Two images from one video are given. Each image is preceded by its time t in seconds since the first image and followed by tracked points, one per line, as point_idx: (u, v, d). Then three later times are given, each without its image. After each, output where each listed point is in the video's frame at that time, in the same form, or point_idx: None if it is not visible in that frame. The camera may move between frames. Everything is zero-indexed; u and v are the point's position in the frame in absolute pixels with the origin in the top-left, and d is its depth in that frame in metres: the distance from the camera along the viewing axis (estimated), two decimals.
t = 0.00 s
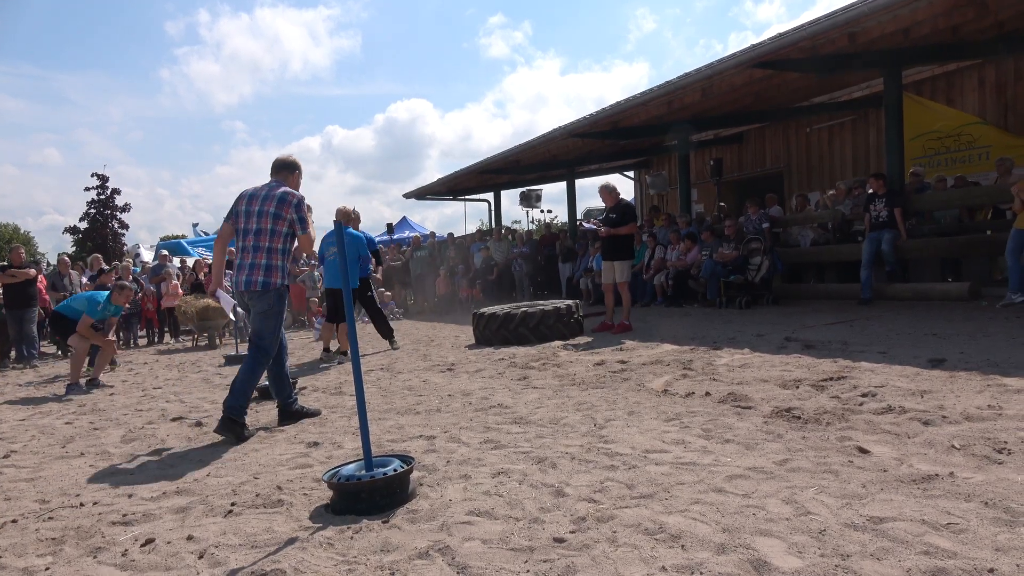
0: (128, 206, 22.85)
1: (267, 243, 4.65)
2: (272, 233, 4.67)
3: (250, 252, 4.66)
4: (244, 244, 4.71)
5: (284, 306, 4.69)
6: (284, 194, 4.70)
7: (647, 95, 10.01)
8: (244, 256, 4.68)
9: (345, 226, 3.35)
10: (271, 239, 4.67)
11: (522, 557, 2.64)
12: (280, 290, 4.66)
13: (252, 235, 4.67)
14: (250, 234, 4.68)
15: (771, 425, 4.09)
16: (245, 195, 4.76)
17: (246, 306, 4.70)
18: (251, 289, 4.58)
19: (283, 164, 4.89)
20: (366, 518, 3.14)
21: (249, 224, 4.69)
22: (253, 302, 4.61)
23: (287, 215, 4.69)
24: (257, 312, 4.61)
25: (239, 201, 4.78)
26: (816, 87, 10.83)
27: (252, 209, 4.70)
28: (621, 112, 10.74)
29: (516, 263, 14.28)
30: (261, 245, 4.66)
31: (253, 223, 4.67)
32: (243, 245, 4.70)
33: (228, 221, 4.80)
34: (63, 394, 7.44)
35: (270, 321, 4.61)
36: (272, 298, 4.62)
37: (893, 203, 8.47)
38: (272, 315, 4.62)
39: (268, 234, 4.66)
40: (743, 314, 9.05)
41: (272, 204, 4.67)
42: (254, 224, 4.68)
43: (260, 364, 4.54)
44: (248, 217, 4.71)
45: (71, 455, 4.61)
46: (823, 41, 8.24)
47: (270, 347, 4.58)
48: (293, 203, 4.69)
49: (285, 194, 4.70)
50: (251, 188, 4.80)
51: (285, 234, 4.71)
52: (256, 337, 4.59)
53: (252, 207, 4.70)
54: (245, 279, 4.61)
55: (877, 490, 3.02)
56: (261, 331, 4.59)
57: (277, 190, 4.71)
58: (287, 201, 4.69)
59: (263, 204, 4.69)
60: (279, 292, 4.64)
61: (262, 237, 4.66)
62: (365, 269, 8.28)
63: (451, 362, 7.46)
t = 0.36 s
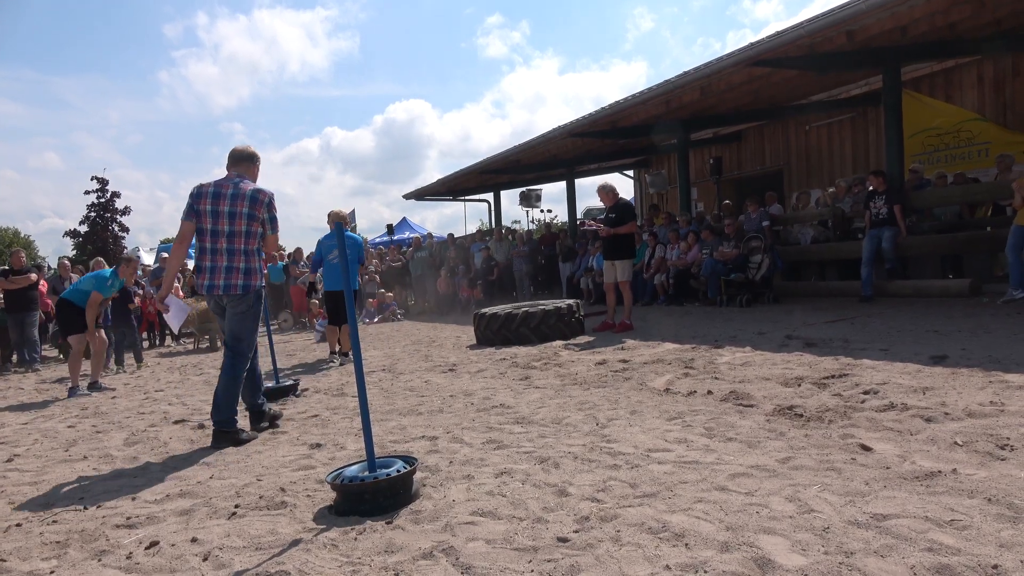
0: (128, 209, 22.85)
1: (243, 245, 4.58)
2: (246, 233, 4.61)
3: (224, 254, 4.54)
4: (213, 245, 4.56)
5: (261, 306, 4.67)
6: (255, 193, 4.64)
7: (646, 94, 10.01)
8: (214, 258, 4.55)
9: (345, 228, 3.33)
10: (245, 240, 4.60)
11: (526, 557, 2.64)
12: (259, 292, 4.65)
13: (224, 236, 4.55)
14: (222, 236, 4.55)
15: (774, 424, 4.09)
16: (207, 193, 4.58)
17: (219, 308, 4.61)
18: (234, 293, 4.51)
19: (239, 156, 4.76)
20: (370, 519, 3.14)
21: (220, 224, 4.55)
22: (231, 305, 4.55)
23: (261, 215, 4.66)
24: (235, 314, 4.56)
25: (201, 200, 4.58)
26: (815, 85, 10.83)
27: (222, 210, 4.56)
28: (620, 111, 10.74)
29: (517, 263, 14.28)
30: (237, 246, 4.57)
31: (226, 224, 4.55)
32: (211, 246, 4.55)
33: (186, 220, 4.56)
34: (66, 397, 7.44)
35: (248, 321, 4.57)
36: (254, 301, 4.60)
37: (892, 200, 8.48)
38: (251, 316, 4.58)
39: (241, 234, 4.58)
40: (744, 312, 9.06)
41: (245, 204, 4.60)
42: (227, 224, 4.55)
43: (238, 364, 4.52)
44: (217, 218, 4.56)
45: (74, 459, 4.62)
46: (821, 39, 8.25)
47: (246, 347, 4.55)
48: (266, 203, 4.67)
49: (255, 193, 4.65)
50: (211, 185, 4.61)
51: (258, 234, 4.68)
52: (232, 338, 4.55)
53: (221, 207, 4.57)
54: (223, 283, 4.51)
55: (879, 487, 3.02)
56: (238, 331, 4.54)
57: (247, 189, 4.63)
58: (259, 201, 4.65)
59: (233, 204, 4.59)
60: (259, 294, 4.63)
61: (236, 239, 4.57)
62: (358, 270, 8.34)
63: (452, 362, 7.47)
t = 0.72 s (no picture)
0: (135, 212, 22.94)
1: (226, 244, 4.56)
2: (227, 233, 4.58)
3: (207, 256, 4.49)
4: (194, 247, 4.49)
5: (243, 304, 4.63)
6: (232, 191, 4.63)
7: (652, 92, 9.99)
8: (198, 259, 4.49)
9: (351, 228, 3.34)
10: (226, 240, 4.57)
11: (535, 556, 2.64)
12: (244, 291, 4.64)
13: (207, 237, 4.50)
14: (204, 237, 4.50)
15: (782, 422, 4.08)
16: (181, 194, 4.49)
17: (201, 311, 4.51)
18: (224, 294, 4.50)
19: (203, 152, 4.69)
20: (379, 519, 3.15)
21: (200, 226, 4.49)
22: (217, 307, 4.49)
23: (239, 213, 4.66)
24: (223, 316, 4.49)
25: (176, 201, 4.47)
26: (821, 82, 10.79)
27: (201, 211, 4.50)
28: (625, 109, 10.72)
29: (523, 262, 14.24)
30: (220, 247, 4.53)
31: (206, 224, 4.50)
32: (193, 248, 4.48)
33: (162, 224, 4.45)
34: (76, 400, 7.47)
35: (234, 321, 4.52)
36: (240, 300, 4.59)
37: (900, 197, 8.45)
38: (236, 316, 4.55)
39: (223, 234, 4.55)
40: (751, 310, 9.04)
41: (224, 203, 4.57)
42: (206, 225, 4.50)
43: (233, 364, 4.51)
44: (196, 219, 4.49)
45: (85, 461, 4.64)
46: (826, 36, 8.22)
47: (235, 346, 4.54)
48: (242, 201, 4.67)
49: (231, 191, 4.63)
50: (184, 186, 4.52)
51: (237, 233, 4.66)
52: (219, 340, 4.47)
53: (199, 208, 4.50)
54: (212, 284, 4.47)
55: (889, 484, 3.01)
56: (225, 334, 4.48)
57: (223, 187, 4.60)
58: (236, 199, 4.65)
59: (211, 204, 4.54)
60: (243, 293, 4.62)
61: (218, 239, 4.53)
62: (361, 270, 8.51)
63: (459, 362, 7.48)
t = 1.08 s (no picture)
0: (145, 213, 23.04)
1: (186, 253, 4.57)
2: (186, 241, 4.58)
3: (169, 263, 4.47)
4: (155, 253, 4.43)
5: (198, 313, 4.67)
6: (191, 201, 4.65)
7: (659, 92, 9.97)
8: (158, 266, 4.44)
9: (360, 228, 3.35)
10: (186, 248, 4.57)
11: (544, 557, 2.64)
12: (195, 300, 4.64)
13: (170, 245, 4.47)
14: (167, 244, 4.47)
15: (791, 422, 4.06)
16: (144, 199, 4.40)
17: (160, 319, 4.45)
18: (185, 303, 4.49)
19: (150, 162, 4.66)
20: (388, 519, 3.15)
21: (164, 232, 4.46)
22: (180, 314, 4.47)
23: (195, 222, 4.69)
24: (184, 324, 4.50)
25: (140, 205, 4.38)
26: (831, 81, 10.75)
27: (166, 217, 4.47)
28: (633, 109, 10.70)
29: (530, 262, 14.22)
30: (181, 255, 4.53)
31: (170, 231, 4.47)
32: (153, 254, 4.42)
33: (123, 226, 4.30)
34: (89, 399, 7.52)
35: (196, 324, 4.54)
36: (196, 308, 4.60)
37: (910, 196, 8.39)
38: (200, 323, 4.58)
39: (184, 242, 4.55)
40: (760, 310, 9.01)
41: (186, 211, 4.59)
42: (170, 231, 4.48)
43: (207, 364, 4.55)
44: (160, 225, 4.45)
45: (94, 460, 4.66)
46: (835, 35, 8.18)
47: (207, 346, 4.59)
48: (198, 211, 4.71)
49: (190, 201, 4.66)
50: (146, 190, 4.45)
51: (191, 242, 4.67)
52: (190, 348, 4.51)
53: (164, 214, 4.47)
54: (174, 293, 4.46)
55: (900, 485, 2.99)
56: (195, 338, 4.53)
57: (183, 196, 4.61)
58: (193, 209, 4.68)
59: (174, 211, 4.53)
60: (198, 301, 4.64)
61: (180, 246, 4.52)
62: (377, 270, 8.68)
63: (467, 362, 7.48)
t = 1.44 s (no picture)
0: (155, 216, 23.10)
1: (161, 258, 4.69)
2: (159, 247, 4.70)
3: (151, 268, 4.57)
4: (140, 258, 4.50)
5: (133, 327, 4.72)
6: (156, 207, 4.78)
7: (666, 90, 9.94)
8: (144, 271, 4.53)
9: (369, 229, 3.35)
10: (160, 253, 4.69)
11: (554, 556, 2.63)
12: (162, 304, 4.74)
13: (152, 250, 4.58)
14: (150, 249, 4.57)
15: (802, 420, 4.05)
16: (127, 206, 4.47)
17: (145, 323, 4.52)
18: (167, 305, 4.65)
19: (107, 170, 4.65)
20: (398, 519, 3.15)
21: (146, 237, 4.55)
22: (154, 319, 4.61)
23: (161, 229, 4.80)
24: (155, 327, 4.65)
25: (126, 212, 4.45)
26: (839, 77, 10.68)
27: (147, 223, 4.57)
28: (640, 107, 10.67)
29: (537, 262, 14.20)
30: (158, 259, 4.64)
31: (151, 236, 4.58)
32: (139, 259, 4.49)
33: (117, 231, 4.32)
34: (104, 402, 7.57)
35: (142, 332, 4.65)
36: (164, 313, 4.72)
37: (920, 192, 8.32)
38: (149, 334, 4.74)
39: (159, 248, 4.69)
40: (769, 308, 8.97)
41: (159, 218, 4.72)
42: (150, 236, 4.58)
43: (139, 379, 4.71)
44: (143, 230, 4.54)
45: (106, 463, 4.69)
46: (843, 31, 8.13)
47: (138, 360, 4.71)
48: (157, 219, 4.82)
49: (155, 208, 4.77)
50: (127, 198, 4.51)
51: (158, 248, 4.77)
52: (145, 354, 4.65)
53: (145, 220, 4.57)
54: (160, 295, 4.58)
55: (912, 483, 2.98)
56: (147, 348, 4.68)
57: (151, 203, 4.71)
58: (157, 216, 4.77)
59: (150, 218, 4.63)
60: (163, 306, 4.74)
61: (157, 252, 4.64)
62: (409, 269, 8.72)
63: (476, 363, 7.49)
